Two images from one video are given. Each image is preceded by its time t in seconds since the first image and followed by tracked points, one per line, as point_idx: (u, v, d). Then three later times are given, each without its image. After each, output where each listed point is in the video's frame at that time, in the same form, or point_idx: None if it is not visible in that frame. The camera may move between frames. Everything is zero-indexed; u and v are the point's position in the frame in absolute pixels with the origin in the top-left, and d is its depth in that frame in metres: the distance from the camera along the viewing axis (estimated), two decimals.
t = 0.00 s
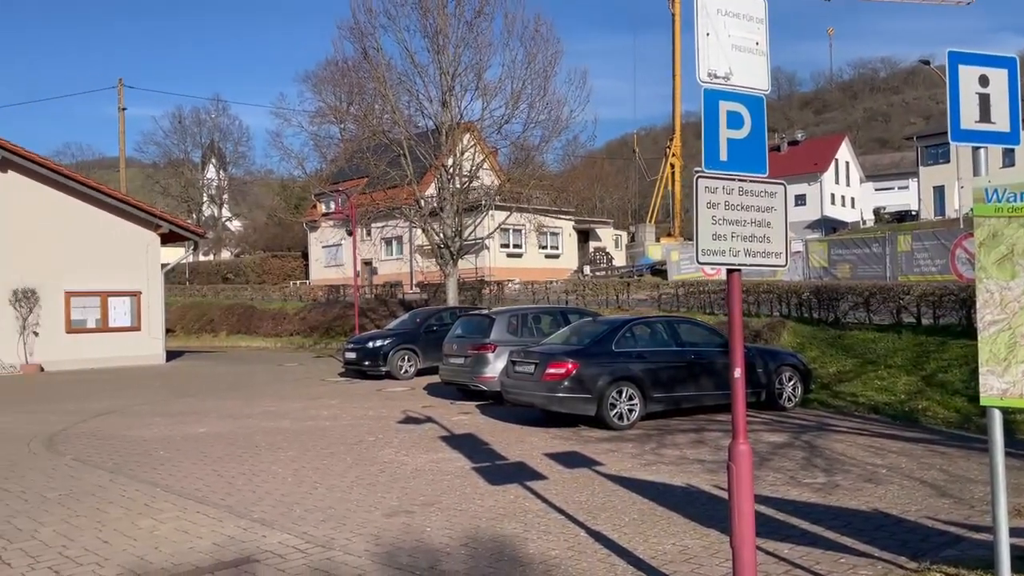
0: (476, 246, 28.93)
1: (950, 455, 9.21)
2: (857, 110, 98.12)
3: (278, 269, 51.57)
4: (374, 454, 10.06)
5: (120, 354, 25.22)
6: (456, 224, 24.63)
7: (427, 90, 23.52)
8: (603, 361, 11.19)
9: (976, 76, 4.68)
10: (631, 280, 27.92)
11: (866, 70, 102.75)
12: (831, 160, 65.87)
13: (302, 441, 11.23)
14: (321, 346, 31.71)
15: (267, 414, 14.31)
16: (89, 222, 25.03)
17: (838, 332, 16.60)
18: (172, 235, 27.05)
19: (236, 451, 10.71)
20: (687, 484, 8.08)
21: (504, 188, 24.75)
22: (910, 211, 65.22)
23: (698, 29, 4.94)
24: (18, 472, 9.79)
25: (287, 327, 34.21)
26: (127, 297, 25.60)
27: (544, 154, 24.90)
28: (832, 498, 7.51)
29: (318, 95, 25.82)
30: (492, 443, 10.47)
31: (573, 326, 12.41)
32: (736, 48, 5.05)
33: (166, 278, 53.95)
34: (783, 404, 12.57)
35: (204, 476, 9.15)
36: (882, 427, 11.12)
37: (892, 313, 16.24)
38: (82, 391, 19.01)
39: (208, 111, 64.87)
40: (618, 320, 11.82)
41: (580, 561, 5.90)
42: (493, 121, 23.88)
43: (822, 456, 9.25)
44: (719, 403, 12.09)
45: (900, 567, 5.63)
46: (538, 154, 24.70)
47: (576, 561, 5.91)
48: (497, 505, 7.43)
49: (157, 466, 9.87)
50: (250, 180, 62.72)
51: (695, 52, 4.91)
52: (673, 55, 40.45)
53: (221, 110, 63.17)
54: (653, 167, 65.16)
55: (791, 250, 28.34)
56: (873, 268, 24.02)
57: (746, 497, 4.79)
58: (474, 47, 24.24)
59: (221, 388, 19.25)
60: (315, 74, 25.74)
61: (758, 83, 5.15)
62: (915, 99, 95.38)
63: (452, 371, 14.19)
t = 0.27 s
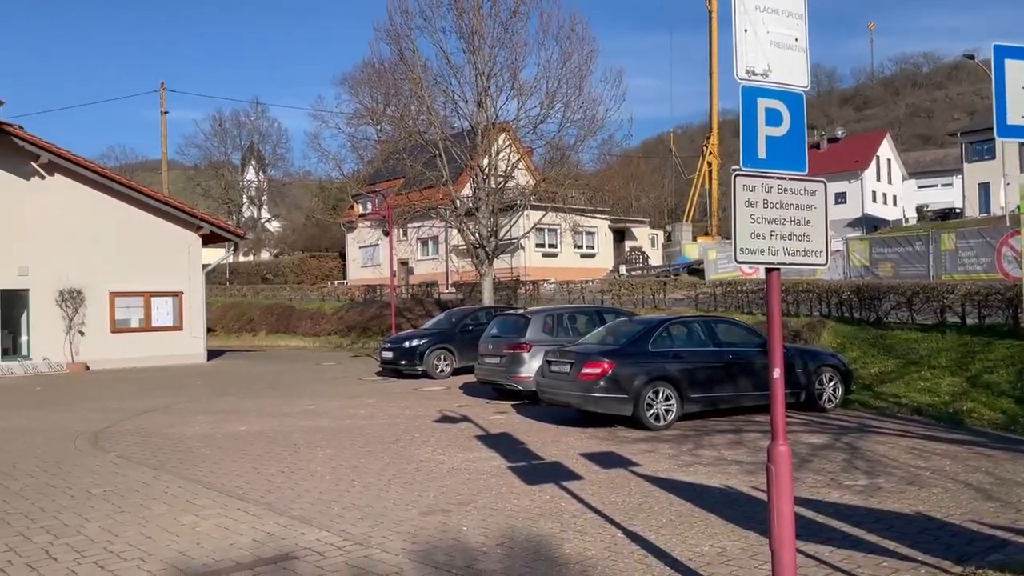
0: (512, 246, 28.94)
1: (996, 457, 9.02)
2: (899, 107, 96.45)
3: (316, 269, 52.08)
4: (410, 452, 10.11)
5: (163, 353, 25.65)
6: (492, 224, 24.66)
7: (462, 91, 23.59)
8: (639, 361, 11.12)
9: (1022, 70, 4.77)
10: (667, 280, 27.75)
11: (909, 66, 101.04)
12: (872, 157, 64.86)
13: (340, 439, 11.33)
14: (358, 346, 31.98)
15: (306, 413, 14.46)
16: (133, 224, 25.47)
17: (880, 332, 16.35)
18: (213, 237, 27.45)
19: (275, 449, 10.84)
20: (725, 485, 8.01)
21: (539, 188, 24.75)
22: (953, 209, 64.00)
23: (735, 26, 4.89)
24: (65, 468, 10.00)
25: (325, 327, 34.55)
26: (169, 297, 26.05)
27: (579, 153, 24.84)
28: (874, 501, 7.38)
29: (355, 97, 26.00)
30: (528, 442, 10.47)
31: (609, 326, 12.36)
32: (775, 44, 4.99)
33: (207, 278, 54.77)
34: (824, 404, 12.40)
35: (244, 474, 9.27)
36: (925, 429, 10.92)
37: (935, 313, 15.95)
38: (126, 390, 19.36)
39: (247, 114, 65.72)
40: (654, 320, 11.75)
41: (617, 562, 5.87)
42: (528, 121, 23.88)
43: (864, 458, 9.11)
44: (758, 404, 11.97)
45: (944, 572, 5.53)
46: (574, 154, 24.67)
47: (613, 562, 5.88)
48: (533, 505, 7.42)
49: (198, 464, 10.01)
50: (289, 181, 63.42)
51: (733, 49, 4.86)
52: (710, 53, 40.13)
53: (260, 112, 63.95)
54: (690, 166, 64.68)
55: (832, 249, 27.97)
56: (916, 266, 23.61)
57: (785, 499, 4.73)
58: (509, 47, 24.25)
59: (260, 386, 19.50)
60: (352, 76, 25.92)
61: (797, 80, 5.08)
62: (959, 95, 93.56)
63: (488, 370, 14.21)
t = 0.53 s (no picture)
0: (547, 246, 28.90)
1: None
2: (942, 103, 94.63)
3: (352, 269, 52.47)
4: (446, 452, 10.14)
5: (203, 352, 26.05)
6: (526, 224, 24.64)
7: (497, 91, 23.61)
8: (675, 361, 11.04)
9: None
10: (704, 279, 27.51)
11: (951, 61, 99.14)
12: (913, 154, 63.75)
13: (376, 439, 11.39)
14: (394, 345, 32.16)
15: (342, 412, 14.57)
16: (174, 225, 25.86)
17: (922, 333, 16.07)
18: (251, 238, 27.78)
19: (312, 448, 10.93)
20: (763, 488, 7.91)
21: (573, 188, 24.69)
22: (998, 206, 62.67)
23: (773, 22, 4.83)
24: (108, 465, 10.19)
25: (361, 326, 34.82)
26: (209, 297, 26.45)
27: (614, 152, 24.74)
28: (916, 504, 7.24)
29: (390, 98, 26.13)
30: (563, 443, 10.44)
31: (644, 326, 12.28)
32: (814, 40, 4.92)
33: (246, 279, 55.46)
34: (864, 406, 12.21)
35: (282, 472, 9.37)
36: (969, 431, 10.70)
37: (980, 313, 15.64)
38: (167, 389, 19.67)
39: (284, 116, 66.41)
40: (691, 320, 11.65)
41: (653, 563, 5.83)
42: (563, 120, 23.83)
43: (906, 461, 8.95)
44: (797, 405, 11.82)
45: None
46: (608, 153, 24.58)
47: (649, 563, 5.84)
48: (568, 506, 7.40)
49: (237, 462, 10.13)
50: (326, 183, 63.98)
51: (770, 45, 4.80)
52: (747, 50, 39.72)
53: (297, 114, 64.61)
54: (726, 165, 64.09)
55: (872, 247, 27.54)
56: (959, 265, 23.17)
57: (825, 501, 4.66)
58: (543, 47, 24.23)
59: (298, 386, 19.70)
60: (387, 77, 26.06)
61: (837, 76, 5.00)
62: (1004, 90, 91.57)
63: (523, 370, 14.20)
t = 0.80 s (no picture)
0: (581, 246, 28.85)
1: None
2: (986, 98, 92.72)
3: (388, 270, 52.82)
4: (480, 451, 10.16)
5: (242, 351, 26.41)
6: (560, 224, 24.60)
7: (531, 91, 23.61)
8: (711, 362, 10.95)
9: None
10: (740, 279, 27.26)
11: (995, 56, 97.16)
12: (956, 151, 62.56)
13: (411, 438, 11.46)
14: (428, 346, 32.33)
15: (377, 411, 14.67)
16: (213, 226, 26.22)
17: (966, 333, 15.77)
18: (289, 239, 28.09)
19: (348, 446, 11.03)
20: (801, 490, 7.82)
21: (608, 188, 24.62)
22: None
23: (810, 19, 4.78)
24: (150, 462, 10.38)
25: (396, 326, 35.04)
26: (248, 297, 26.80)
27: (649, 151, 24.62)
28: (959, 508, 7.11)
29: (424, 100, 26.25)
30: (597, 443, 10.41)
31: (679, 326, 12.20)
32: (852, 36, 4.86)
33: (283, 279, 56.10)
34: (905, 407, 12.02)
35: (319, 470, 9.46)
36: (1014, 433, 10.47)
37: None
38: (207, 388, 19.97)
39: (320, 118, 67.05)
40: (727, 320, 11.56)
41: (689, 564, 5.79)
42: (597, 120, 23.75)
43: (948, 463, 8.78)
44: (835, 406, 11.67)
45: None
46: (643, 152, 24.46)
47: (684, 564, 5.81)
48: (603, 506, 7.38)
49: (275, 460, 10.25)
50: (361, 184, 64.48)
51: (807, 42, 4.76)
52: (785, 47, 39.26)
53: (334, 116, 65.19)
54: (763, 163, 63.41)
55: (913, 246, 27.09)
56: (1003, 264, 22.69)
57: (865, 503, 4.59)
58: (577, 47, 24.18)
59: (334, 385, 19.89)
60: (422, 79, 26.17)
61: (877, 73, 4.92)
62: None
63: (557, 370, 14.18)
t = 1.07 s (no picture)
0: (615, 246, 28.74)
1: None
2: None
3: (421, 270, 53.04)
4: (514, 452, 10.16)
5: (278, 351, 26.71)
6: (594, 224, 24.53)
7: (564, 91, 23.57)
8: (747, 363, 10.84)
9: None
10: (776, 279, 26.95)
11: None
12: (999, 148, 61.29)
13: (445, 438, 11.49)
14: (462, 346, 32.43)
15: (412, 411, 14.74)
16: (250, 228, 26.54)
17: (1010, 335, 15.45)
18: (324, 240, 28.34)
19: (383, 446, 11.09)
20: (840, 493, 7.70)
21: (642, 187, 24.51)
22: None
23: (848, 16, 4.71)
24: (189, 461, 10.53)
25: (430, 326, 35.20)
26: (285, 298, 27.10)
27: (683, 151, 24.44)
28: (1003, 513, 6.96)
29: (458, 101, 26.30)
30: (631, 444, 10.36)
31: (715, 327, 12.10)
32: (892, 33, 4.77)
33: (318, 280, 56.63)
34: (947, 410, 11.80)
35: (354, 469, 9.53)
36: None
37: None
38: (244, 387, 20.22)
39: (355, 120, 67.56)
40: (763, 321, 11.43)
41: (725, 568, 5.73)
42: (631, 119, 23.65)
43: (992, 467, 8.60)
44: (874, 409, 11.49)
45: None
46: (678, 152, 24.29)
47: (720, 567, 5.75)
48: (637, 508, 7.33)
49: (312, 459, 10.34)
50: (396, 185, 64.84)
51: (846, 39, 4.69)
52: (822, 44, 38.76)
53: (369, 118, 65.66)
54: (800, 162, 62.66)
55: (955, 245, 26.59)
56: None
57: (905, 508, 4.51)
58: (611, 46, 24.10)
59: (369, 385, 20.01)
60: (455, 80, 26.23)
61: (918, 70, 4.83)
62: None
63: (591, 371, 14.13)
